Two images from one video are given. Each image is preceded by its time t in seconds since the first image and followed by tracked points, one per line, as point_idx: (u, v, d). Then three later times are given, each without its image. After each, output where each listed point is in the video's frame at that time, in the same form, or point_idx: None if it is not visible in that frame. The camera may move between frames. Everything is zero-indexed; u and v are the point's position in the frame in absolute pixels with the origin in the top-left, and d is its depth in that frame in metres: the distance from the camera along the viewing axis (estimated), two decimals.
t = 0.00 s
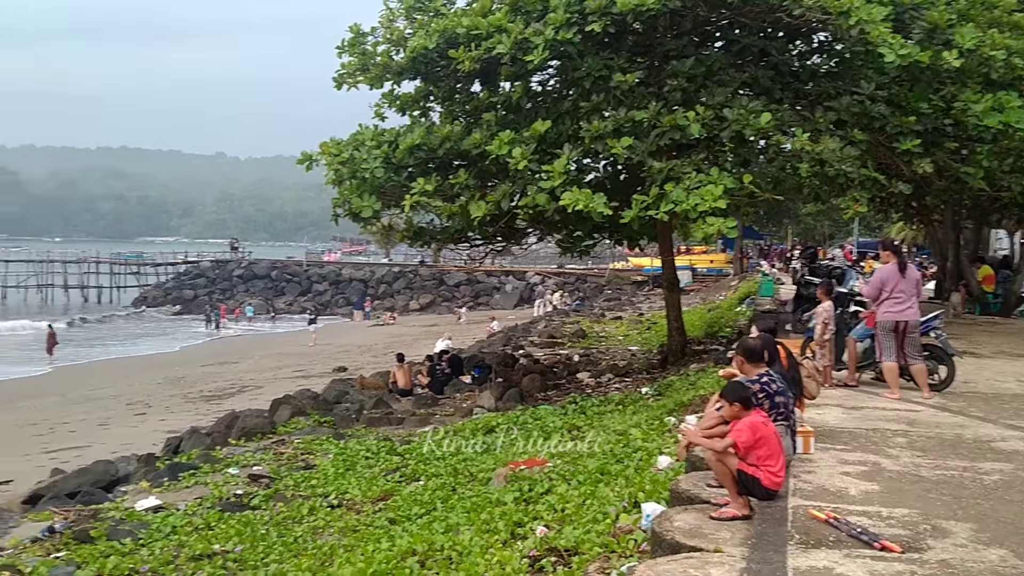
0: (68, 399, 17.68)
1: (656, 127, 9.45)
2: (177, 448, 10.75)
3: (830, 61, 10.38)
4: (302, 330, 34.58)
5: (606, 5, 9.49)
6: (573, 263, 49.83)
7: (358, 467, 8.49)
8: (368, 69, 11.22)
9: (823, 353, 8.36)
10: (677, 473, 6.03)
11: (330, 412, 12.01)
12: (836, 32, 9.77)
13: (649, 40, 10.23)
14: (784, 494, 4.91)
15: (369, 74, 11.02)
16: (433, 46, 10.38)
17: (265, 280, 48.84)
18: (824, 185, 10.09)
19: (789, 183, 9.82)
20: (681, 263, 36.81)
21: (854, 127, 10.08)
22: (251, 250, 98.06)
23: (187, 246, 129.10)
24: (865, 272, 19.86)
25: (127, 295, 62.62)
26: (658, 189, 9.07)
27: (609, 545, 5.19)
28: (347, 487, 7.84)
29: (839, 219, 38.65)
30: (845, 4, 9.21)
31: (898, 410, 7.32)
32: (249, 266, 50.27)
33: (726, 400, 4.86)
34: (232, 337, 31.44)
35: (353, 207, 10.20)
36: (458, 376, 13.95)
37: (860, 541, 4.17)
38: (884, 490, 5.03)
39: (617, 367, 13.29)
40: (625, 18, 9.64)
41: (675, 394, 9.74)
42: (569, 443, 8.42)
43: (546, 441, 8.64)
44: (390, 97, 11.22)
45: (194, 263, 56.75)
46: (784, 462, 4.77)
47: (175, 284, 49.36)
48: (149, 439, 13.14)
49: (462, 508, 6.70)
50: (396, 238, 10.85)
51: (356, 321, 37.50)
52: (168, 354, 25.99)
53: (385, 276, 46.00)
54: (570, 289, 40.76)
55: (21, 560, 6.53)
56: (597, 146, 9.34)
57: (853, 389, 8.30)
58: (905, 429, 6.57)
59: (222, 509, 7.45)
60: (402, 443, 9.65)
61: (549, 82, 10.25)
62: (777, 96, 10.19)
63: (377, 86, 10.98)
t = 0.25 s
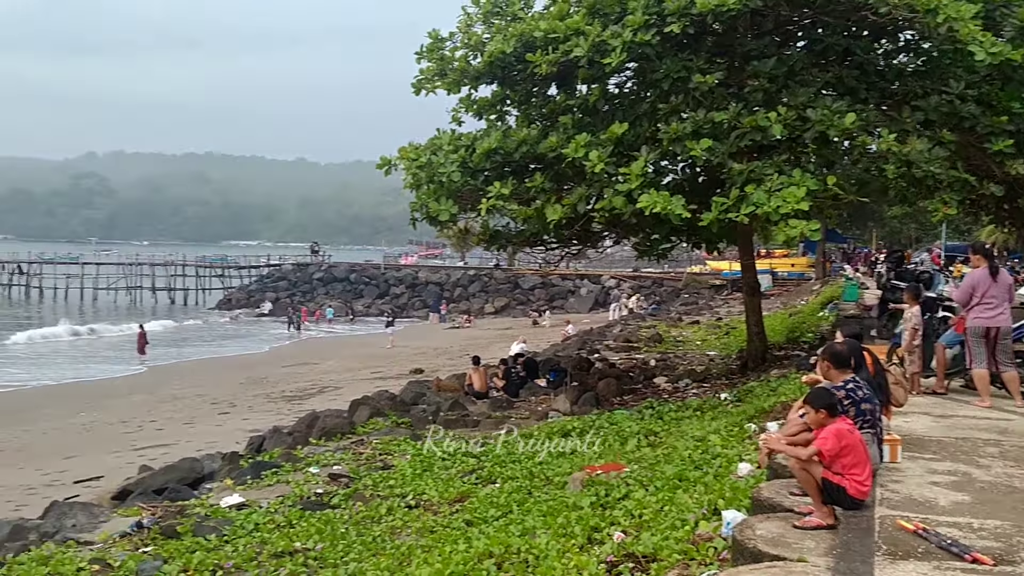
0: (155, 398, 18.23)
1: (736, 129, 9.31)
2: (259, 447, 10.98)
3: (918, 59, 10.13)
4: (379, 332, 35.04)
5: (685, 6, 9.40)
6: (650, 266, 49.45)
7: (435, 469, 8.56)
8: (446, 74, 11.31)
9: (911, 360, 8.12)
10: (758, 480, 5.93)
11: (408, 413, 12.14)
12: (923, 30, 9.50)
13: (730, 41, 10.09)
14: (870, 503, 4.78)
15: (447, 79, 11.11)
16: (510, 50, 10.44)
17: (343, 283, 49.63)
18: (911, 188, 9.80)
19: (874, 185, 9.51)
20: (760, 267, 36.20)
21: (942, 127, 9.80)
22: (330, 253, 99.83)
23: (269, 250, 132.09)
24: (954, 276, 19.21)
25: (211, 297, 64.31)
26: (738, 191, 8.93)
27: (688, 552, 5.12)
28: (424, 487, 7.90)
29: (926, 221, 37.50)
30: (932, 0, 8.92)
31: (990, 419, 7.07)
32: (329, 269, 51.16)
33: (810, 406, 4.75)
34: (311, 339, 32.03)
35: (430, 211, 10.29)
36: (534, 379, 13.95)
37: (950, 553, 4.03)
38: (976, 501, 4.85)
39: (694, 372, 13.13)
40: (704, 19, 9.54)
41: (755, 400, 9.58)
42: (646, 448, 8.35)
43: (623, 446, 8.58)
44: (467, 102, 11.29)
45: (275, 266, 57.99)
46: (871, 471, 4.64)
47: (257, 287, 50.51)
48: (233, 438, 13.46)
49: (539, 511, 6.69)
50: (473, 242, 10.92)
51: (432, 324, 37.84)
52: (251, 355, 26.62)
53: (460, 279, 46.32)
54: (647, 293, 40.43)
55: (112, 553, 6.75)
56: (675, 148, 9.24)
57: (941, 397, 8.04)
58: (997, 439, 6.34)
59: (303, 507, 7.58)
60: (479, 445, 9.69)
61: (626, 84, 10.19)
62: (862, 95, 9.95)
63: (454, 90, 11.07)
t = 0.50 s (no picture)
0: (223, 398, 18.61)
1: (802, 131, 9.16)
2: (323, 448, 11.13)
3: (990, 60, 9.81)
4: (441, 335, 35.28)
5: (750, 7, 9.28)
6: (713, 270, 48.90)
7: (496, 472, 8.58)
8: (508, 79, 11.35)
9: (983, 367, 7.91)
10: (824, 489, 5.82)
11: (469, 416, 12.19)
12: (996, 29, 9.26)
13: (795, 42, 9.94)
14: (941, 513, 4.66)
15: (509, 83, 11.14)
16: (572, 54, 10.41)
17: (405, 286, 50.07)
18: (984, 190, 9.55)
19: (945, 187, 9.31)
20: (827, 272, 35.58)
21: (1016, 128, 9.55)
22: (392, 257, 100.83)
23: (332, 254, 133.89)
24: None
25: (276, 300, 65.41)
26: (804, 194, 8.78)
27: (753, 560, 5.05)
28: (485, 491, 7.93)
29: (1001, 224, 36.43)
30: None
31: None
32: (391, 272, 51.66)
33: (879, 414, 4.64)
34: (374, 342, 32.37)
35: (491, 215, 10.32)
36: (595, 384, 13.90)
37: None
38: None
39: (759, 378, 12.94)
40: (770, 20, 9.41)
41: (821, 406, 9.40)
42: (709, 455, 8.26)
43: (686, 452, 8.50)
44: (528, 106, 11.30)
45: (339, 269, 58.76)
46: (943, 481, 4.52)
47: (321, 290, 51.23)
48: (297, 438, 13.67)
49: (600, 517, 6.66)
50: (533, 245, 10.92)
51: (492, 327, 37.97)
52: (315, 357, 27.01)
53: (521, 283, 46.38)
54: (710, 297, 40.00)
55: (181, 551, 6.90)
56: (740, 151, 9.13)
57: (1016, 405, 7.81)
58: None
59: (366, 509, 7.65)
60: (539, 449, 9.68)
61: (689, 87, 10.10)
62: (933, 96, 9.71)
63: (516, 95, 11.09)
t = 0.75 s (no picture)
0: (288, 399, 18.92)
1: (870, 132, 8.99)
2: (385, 449, 11.24)
3: None
4: (501, 338, 35.39)
5: (816, 7, 9.13)
6: (776, 273, 48.20)
7: (557, 476, 8.57)
8: (569, 82, 11.36)
9: None
10: (893, 497, 5.71)
11: (529, 419, 12.20)
12: None
13: (862, 42, 9.77)
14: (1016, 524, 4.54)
15: (570, 87, 11.14)
16: (634, 56, 10.36)
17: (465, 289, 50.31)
18: None
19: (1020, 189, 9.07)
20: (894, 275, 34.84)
21: None
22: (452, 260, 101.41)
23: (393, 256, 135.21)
24: None
25: (339, 302, 66.27)
26: (872, 197, 8.62)
27: (819, 568, 4.98)
28: (546, 494, 7.93)
29: None
30: None
31: None
32: (451, 275, 51.97)
33: (949, 422, 4.54)
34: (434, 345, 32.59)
35: (552, 218, 10.32)
36: (656, 389, 13.81)
37: None
38: None
39: (824, 384, 12.72)
40: (836, 20, 9.26)
41: (889, 413, 9.21)
42: (773, 461, 8.15)
43: (749, 458, 8.39)
44: (589, 109, 11.28)
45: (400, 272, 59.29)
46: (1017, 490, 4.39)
47: (382, 292, 51.77)
48: (359, 440, 13.83)
49: (662, 522, 6.62)
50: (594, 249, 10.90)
51: (552, 330, 37.95)
52: (377, 359, 27.29)
53: (581, 286, 46.28)
54: (773, 301, 39.44)
55: (247, 549, 7.03)
56: (806, 153, 8.99)
57: None
58: None
59: (427, 510, 7.70)
60: (600, 454, 9.64)
61: (753, 88, 9.98)
62: (1006, 96, 9.46)
63: (577, 98, 11.08)
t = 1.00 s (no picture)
0: (335, 400, 19.08)
1: (922, 132, 8.84)
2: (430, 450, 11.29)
3: None
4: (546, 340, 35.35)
5: (866, 6, 8.99)
6: (826, 276, 47.58)
7: (602, 478, 8.55)
8: (615, 84, 11.32)
9: None
10: (946, 504, 5.61)
11: (574, 422, 12.18)
12: None
13: (914, 41, 9.60)
14: None
15: (616, 88, 11.10)
16: (681, 57, 10.30)
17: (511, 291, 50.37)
18: None
19: None
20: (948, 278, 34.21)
21: None
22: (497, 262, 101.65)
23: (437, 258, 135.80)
24: None
25: (384, 304, 66.72)
26: (924, 199, 8.46)
27: None
28: (591, 497, 7.91)
29: None
30: None
31: None
32: (496, 277, 52.07)
33: (1004, 427, 4.47)
34: (479, 347, 32.69)
35: (598, 220, 10.28)
36: (703, 392, 13.70)
37: None
38: None
39: (875, 388, 12.51)
40: (887, 18, 9.11)
41: (942, 418, 9.03)
42: (822, 466, 8.05)
43: (797, 463, 8.29)
44: (635, 110, 11.24)
45: (445, 274, 59.55)
46: None
47: (428, 294, 52.03)
48: (405, 441, 13.92)
49: (709, 527, 6.57)
50: (640, 250, 10.87)
51: (598, 333, 37.85)
52: (422, 361, 27.45)
53: (627, 288, 46.11)
54: (823, 303, 38.94)
55: (295, 548, 7.11)
56: (855, 153, 8.87)
57: None
58: None
59: (473, 511, 7.73)
60: (646, 457, 9.59)
61: (802, 88, 9.87)
62: None
63: (623, 100, 11.05)
